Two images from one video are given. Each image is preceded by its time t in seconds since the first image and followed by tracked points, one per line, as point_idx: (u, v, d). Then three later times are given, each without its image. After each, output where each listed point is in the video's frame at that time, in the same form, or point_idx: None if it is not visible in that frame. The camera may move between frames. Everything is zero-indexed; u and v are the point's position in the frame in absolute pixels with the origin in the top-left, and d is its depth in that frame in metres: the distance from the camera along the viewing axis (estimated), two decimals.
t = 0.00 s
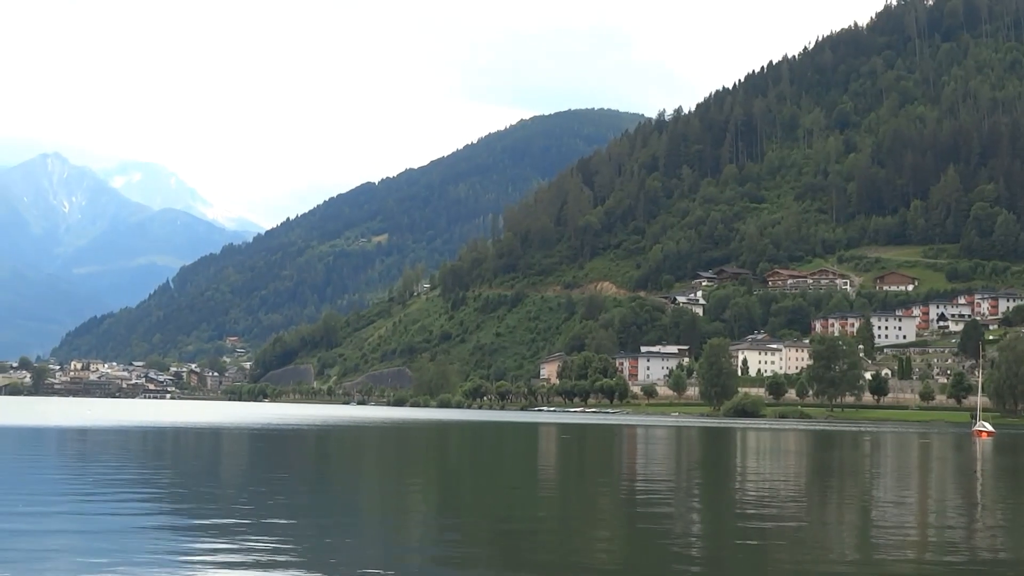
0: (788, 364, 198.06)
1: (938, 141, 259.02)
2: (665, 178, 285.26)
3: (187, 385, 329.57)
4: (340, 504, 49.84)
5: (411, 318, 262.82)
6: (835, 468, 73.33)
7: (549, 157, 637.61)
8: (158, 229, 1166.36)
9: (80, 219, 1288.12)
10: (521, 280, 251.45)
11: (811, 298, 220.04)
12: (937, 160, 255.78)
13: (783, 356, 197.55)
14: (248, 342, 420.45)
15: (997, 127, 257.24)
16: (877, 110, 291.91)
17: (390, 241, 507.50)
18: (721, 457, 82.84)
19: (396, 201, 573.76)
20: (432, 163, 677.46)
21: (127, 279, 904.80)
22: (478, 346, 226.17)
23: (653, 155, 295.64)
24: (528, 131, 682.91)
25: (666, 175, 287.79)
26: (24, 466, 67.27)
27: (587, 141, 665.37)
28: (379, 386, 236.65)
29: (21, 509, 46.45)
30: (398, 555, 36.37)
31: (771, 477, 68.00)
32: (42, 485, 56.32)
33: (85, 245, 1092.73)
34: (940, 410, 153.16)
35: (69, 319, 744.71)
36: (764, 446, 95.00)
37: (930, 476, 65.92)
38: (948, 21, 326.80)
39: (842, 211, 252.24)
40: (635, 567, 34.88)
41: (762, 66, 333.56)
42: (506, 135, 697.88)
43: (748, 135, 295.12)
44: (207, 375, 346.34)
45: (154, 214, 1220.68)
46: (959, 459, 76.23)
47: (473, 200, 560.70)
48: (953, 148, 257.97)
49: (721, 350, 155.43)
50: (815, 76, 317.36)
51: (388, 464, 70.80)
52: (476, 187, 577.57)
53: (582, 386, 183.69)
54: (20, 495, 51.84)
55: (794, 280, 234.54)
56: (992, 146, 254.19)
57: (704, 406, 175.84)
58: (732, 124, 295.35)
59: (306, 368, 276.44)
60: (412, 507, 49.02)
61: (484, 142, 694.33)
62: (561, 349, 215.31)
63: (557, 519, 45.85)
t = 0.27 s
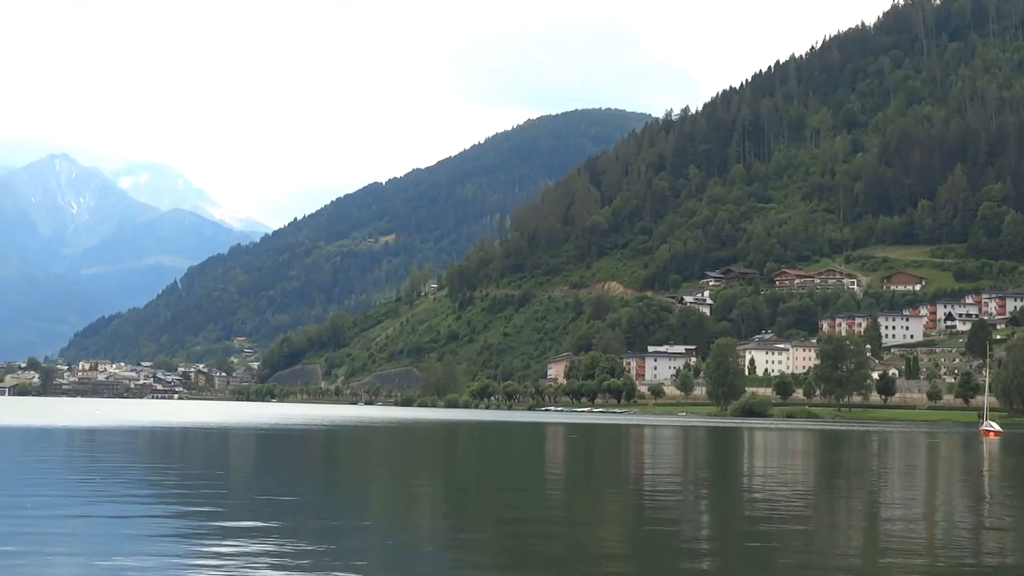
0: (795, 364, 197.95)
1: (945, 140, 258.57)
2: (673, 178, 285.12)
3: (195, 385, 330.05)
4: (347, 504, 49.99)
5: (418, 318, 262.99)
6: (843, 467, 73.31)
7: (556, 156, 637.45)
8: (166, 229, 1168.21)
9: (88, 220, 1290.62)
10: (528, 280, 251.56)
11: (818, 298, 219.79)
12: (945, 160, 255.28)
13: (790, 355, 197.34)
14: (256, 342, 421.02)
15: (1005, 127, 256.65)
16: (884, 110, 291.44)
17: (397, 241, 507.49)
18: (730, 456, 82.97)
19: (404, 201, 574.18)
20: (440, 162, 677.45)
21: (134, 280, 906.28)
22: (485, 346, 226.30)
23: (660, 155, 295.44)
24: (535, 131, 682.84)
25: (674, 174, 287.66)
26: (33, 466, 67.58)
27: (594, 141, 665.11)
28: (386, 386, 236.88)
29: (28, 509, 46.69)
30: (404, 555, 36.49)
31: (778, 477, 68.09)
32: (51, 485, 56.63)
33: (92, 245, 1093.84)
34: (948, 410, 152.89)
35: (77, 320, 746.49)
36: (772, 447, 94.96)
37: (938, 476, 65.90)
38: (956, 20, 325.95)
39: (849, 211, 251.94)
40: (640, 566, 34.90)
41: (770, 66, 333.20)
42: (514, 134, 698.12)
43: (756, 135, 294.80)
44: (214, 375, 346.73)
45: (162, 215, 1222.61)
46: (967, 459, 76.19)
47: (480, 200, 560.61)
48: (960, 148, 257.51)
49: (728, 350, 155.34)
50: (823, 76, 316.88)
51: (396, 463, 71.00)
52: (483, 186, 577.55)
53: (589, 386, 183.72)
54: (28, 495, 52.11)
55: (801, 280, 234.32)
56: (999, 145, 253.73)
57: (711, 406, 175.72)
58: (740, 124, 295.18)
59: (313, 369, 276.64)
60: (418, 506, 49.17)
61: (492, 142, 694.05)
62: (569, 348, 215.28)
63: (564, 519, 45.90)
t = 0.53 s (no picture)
0: (801, 364, 197.81)
1: (951, 140, 258.29)
2: (678, 177, 284.98)
3: (201, 385, 330.40)
4: (351, 504, 50.05)
5: (424, 318, 263.18)
6: (849, 467, 73.33)
7: (562, 156, 637.22)
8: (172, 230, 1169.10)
9: (94, 221, 1292.26)
10: (533, 281, 251.64)
11: (823, 298, 219.59)
12: (950, 160, 254.98)
13: (796, 355, 197.15)
14: (261, 343, 421.51)
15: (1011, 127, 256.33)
16: (890, 109, 291.07)
17: (403, 241, 507.59)
18: (736, 456, 82.96)
19: (410, 201, 574.38)
20: (445, 162, 677.50)
21: (140, 280, 907.96)
22: (491, 346, 226.44)
23: (665, 155, 295.29)
24: (541, 131, 682.53)
25: (679, 174, 287.56)
26: (40, 466, 67.74)
27: (600, 141, 664.80)
28: (392, 386, 237.10)
29: (34, 509, 46.78)
30: (408, 556, 36.50)
31: (784, 477, 68.02)
32: (58, 485, 56.74)
33: (98, 246, 1094.85)
34: (953, 411, 152.77)
35: (83, 320, 747.68)
36: (778, 446, 94.85)
37: (944, 476, 65.79)
38: (961, 19, 325.48)
39: (855, 211, 251.71)
40: (646, 567, 34.90)
41: (775, 65, 332.91)
42: (519, 135, 698.06)
43: (761, 135, 294.59)
44: (220, 375, 347.31)
45: (168, 215, 1223.97)
46: (973, 458, 76.09)
47: (486, 200, 560.44)
48: (965, 148, 257.21)
49: (734, 351, 155.33)
50: (828, 76, 316.58)
51: (402, 463, 71.04)
52: (488, 187, 577.53)
53: (594, 387, 183.79)
54: (35, 495, 52.27)
55: (807, 280, 234.19)
56: (1005, 145, 253.30)
57: (717, 406, 175.66)
58: (745, 124, 295.03)
59: (319, 369, 276.94)
60: (424, 507, 49.17)
61: (497, 143, 693.97)
62: (574, 349, 215.37)
63: (569, 519, 45.86)
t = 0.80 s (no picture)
0: (808, 364, 197.63)
1: (958, 140, 257.81)
2: (685, 177, 284.77)
3: (208, 385, 330.86)
4: (356, 504, 49.99)
5: (430, 318, 263.32)
6: (855, 467, 73.19)
7: (568, 156, 636.78)
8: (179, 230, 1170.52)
9: (101, 221, 1294.33)
10: (540, 281, 251.66)
11: (830, 298, 219.28)
12: (957, 160, 254.51)
13: (803, 355, 196.94)
14: (268, 343, 422.00)
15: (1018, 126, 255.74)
16: (896, 109, 290.52)
17: (409, 241, 507.47)
18: (742, 456, 82.80)
19: (416, 201, 574.58)
20: (451, 162, 677.55)
21: (148, 280, 909.48)
22: (497, 346, 226.53)
23: (672, 155, 295.08)
24: (547, 131, 682.05)
25: (685, 174, 287.36)
26: (49, 467, 67.87)
27: (606, 141, 664.24)
28: (398, 386, 237.32)
29: (39, 509, 46.89)
30: (414, 556, 36.61)
31: (792, 477, 67.94)
32: (64, 485, 56.91)
33: (106, 246, 1096.82)
34: (960, 411, 152.50)
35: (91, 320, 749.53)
36: (784, 447, 94.63)
37: (952, 476, 65.57)
38: (968, 19, 324.78)
39: (861, 210, 251.35)
40: (652, 568, 34.95)
41: (781, 65, 332.53)
42: (526, 135, 697.72)
43: (768, 134, 294.20)
44: (227, 375, 347.74)
45: (175, 215, 1225.63)
46: (980, 458, 75.90)
47: (493, 200, 559.94)
48: (972, 148, 256.72)
49: (741, 350, 155.37)
50: (835, 75, 316.10)
51: (409, 464, 70.96)
52: (495, 187, 577.31)
53: (601, 387, 183.84)
54: (42, 495, 52.43)
55: (813, 280, 233.95)
56: (1012, 145, 252.75)
57: (724, 406, 175.54)
58: (752, 123, 294.66)
59: (326, 369, 277.07)
60: (431, 507, 49.13)
61: (503, 143, 693.75)
62: (581, 348, 215.37)
63: (576, 520, 45.86)
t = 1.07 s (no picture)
0: (814, 363, 197.49)
1: (965, 139, 257.31)
2: (691, 177, 284.51)
3: (215, 384, 331.20)
4: (361, 504, 49.97)
5: (437, 318, 263.38)
6: (863, 467, 72.97)
7: (575, 156, 636.23)
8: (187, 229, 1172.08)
9: (109, 219, 1296.34)
10: (547, 280, 251.55)
11: (837, 297, 219.02)
12: (965, 159, 254.00)
13: (809, 355, 196.78)
14: (275, 342, 422.44)
15: None
16: (904, 109, 289.96)
17: (416, 241, 507.58)
18: (749, 456, 82.58)
19: (423, 200, 574.57)
20: (458, 161, 677.64)
21: (154, 279, 911.10)
22: (504, 345, 226.52)
23: (679, 154, 294.82)
24: (554, 130, 681.42)
25: (692, 174, 287.07)
26: (55, 466, 67.92)
27: (612, 140, 663.31)
28: (405, 385, 237.51)
29: (45, 508, 46.93)
30: (419, 555, 36.57)
31: (799, 477, 67.73)
32: (69, 483, 56.89)
33: (113, 245, 1098.69)
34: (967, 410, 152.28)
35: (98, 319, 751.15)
36: (791, 446, 94.31)
37: (959, 476, 65.38)
38: (976, 19, 323.99)
39: (869, 210, 250.92)
40: (659, 568, 34.87)
41: (788, 65, 332.00)
42: (532, 134, 697.24)
43: (775, 134, 293.80)
44: (234, 374, 348.01)
45: (183, 214, 1226.92)
46: (988, 458, 75.60)
47: (499, 199, 559.57)
48: (980, 147, 256.13)
49: (748, 350, 155.35)
50: (842, 75, 315.51)
51: (415, 463, 70.83)
52: (501, 186, 577.01)
53: (608, 386, 183.85)
54: (47, 493, 52.49)
55: (820, 279, 233.69)
56: (1020, 144, 252.15)
57: (730, 405, 175.42)
58: (759, 123, 294.27)
59: (333, 368, 277.25)
60: (437, 507, 49.05)
61: (510, 142, 693.36)
62: (588, 348, 215.29)
63: (582, 520, 45.74)
